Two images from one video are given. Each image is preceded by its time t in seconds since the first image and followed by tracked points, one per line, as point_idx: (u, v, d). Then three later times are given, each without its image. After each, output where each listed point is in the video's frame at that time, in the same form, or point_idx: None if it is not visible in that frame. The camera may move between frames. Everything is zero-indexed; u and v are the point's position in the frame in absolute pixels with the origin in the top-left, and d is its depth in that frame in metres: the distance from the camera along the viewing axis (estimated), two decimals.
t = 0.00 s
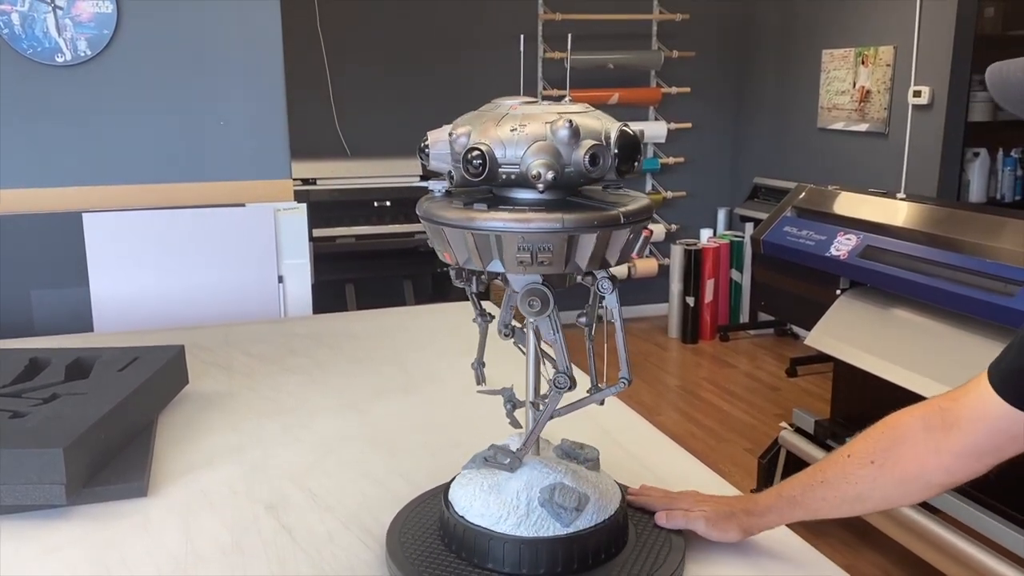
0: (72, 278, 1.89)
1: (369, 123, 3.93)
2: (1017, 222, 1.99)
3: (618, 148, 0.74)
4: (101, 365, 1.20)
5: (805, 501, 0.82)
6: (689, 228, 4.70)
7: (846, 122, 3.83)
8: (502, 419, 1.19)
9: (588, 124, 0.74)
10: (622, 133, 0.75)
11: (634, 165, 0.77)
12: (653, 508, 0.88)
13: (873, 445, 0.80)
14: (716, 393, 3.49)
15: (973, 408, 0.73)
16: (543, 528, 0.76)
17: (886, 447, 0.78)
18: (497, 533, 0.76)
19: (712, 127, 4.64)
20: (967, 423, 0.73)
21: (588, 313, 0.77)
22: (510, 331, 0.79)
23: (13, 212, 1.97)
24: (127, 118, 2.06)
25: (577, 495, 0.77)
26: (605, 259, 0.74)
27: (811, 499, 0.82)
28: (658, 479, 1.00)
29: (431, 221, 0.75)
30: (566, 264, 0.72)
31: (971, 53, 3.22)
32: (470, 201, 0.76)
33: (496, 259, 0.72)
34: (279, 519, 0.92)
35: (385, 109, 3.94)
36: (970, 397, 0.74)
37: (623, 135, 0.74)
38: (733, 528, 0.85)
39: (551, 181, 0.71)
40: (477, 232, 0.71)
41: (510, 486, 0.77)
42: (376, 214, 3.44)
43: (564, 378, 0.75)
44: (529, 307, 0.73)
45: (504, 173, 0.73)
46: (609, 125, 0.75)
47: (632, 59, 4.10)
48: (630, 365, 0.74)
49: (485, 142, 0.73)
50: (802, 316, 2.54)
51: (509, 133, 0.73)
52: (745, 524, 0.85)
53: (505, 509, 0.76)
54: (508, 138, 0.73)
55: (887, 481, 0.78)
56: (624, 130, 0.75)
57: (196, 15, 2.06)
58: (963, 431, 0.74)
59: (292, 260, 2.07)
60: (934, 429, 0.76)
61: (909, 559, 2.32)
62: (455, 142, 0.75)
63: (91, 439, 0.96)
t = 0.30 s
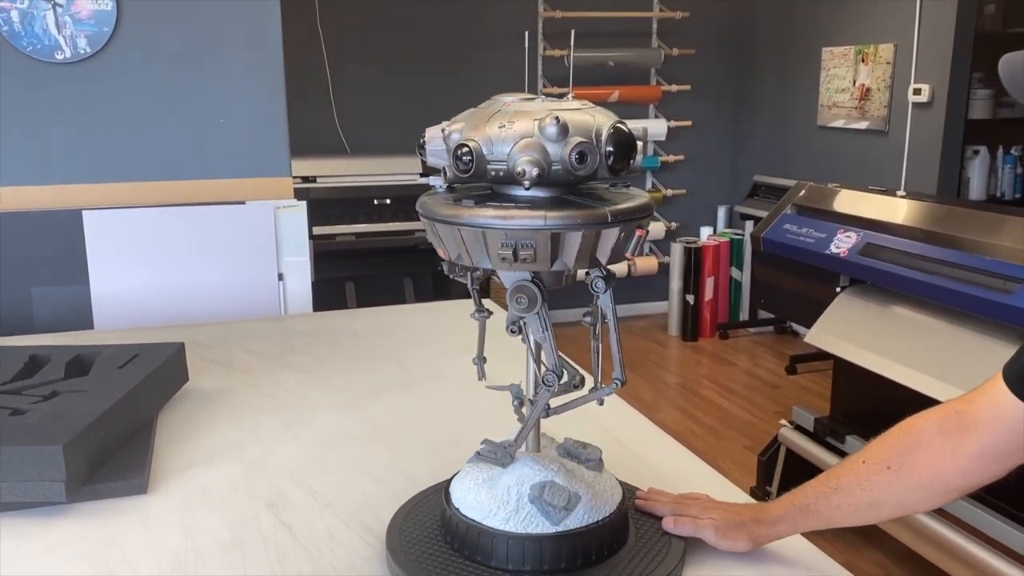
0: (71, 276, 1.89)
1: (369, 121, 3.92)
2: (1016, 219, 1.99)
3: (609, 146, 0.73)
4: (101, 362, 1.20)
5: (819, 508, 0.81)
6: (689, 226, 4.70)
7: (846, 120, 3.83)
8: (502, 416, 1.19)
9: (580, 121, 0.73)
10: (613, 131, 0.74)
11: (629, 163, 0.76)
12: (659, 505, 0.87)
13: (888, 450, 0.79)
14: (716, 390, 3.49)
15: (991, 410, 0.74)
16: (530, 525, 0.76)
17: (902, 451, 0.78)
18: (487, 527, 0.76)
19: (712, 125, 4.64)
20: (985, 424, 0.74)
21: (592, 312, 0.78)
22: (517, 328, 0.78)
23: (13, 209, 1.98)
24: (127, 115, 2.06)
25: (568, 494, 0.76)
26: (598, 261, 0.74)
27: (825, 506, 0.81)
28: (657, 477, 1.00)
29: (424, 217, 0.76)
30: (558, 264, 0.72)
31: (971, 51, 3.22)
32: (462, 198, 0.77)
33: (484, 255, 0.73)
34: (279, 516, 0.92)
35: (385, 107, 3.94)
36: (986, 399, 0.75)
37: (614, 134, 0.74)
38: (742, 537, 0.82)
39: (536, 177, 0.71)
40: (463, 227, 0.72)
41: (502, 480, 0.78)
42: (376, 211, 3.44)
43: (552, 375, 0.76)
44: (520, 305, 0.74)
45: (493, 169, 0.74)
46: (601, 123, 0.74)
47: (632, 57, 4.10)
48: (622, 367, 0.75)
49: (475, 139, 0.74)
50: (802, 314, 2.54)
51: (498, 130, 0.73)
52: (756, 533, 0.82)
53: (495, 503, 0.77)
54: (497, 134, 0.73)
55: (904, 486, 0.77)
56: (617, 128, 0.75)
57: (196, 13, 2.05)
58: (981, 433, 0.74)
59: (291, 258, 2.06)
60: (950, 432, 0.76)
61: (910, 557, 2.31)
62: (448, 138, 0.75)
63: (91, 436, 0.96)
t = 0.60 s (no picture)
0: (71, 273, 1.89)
1: (368, 119, 3.92)
2: (1017, 217, 1.99)
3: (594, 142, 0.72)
4: (101, 360, 1.20)
5: (835, 519, 0.78)
6: (689, 224, 4.69)
7: (846, 118, 3.83)
8: (502, 414, 1.19)
9: (564, 117, 0.73)
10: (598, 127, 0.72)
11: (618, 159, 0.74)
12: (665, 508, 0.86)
13: (907, 458, 0.76)
14: (716, 388, 3.49)
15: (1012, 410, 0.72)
16: (512, 522, 0.76)
17: (921, 459, 0.75)
18: (472, 520, 0.77)
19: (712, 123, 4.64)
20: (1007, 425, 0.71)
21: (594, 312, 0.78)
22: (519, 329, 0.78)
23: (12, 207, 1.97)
24: (126, 113, 2.06)
25: (552, 494, 0.76)
26: (575, 259, 0.73)
27: (842, 518, 0.78)
28: (657, 475, 1.00)
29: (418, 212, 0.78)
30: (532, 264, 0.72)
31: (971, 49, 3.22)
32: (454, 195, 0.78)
33: (467, 251, 0.74)
34: (279, 514, 0.92)
35: (385, 105, 3.93)
36: (1005, 402, 0.73)
37: (599, 130, 0.72)
38: (756, 553, 0.79)
39: (514, 175, 0.71)
40: (445, 223, 0.73)
41: (490, 476, 0.78)
42: (376, 209, 3.43)
43: (535, 373, 0.78)
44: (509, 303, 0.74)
45: (478, 166, 0.75)
46: (587, 119, 0.73)
47: (632, 55, 4.09)
48: (608, 372, 0.77)
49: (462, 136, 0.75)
50: (801, 312, 2.54)
51: (484, 126, 0.74)
52: (768, 547, 0.79)
53: (482, 496, 0.77)
54: (482, 131, 0.74)
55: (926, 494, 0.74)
56: (604, 124, 0.73)
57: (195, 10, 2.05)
58: (1003, 437, 0.71)
59: (292, 256, 2.05)
60: (971, 435, 0.73)
61: (910, 556, 2.31)
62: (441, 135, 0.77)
63: (90, 434, 0.96)
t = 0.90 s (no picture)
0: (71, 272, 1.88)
1: (368, 118, 3.92)
2: (1017, 215, 1.99)
3: (576, 141, 0.71)
4: (100, 358, 1.20)
5: (849, 528, 0.75)
6: (689, 222, 4.69)
7: (847, 116, 3.82)
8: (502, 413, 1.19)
9: (548, 115, 0.72)
10: (582, 127, 0.71)
11: (604, 158, 0.73)
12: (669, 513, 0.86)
13: (920, 461, 0.72)
14: (716, 387, 3.49)
15: None
16: (495, 518, 0.76)
17: (934, 461, 0.71)
18: (460, 510, 0.78)
19: (712, 121, 4.63)
20: None
21: (599, 310, 0.78)
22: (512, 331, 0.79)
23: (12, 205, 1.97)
24: (126, 111, 2.05)
25: (536, 493, 0.75)
26: (554, 259, 0.72)
27: (857, 526, 0.74)
28: (657, 474, 1.00)
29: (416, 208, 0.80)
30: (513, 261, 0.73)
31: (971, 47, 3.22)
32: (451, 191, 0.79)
33: (451, 247, 0.75)
34: (279, 513, 0.92)
35: (384, 104, 3.93)
36: (1019, 398, 0.69)
37: (582, 129, 0.71)
38: (767, 565, 0.77)
39: (492, 172, 0.72)
40: (432, 219, 0.75)
41: (481, 468, 0.79)
42: (376, 208, 3.43)
43: (519, 371, 0.77)
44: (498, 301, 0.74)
45: (466, 163, 0.76)
46: (572, 118, 0.72)
47: (632, 53, 4.09)
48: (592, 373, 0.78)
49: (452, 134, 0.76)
50: (802, 311, 2.54)
51: (471, 124, 0.75)
52: (780, 559, 0.77)
53: (470, 487, 0.78)
54: (469, 128, 0.75)
55: (943, 499, 0.70)
56: (589, 123, 0.72)
57: (194, 8, 2.05)
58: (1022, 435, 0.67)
59: (291, 254, 2.05)
60: (987, 435, 0.69)
61: (910, 554, 2.31)
62: (436, 133, 0.78)
63: (90, 433, 0.96)
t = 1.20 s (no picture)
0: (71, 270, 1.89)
1: (368, 116, 3.92)
2: (1018, 215, 1.98)
3: (557, 142, 0.70)
4: (100, 357, 1.19)
5: (859, 535, 0.72)
6: (689, 221, 4.69)
7: (847, 115, 3.82)
8: (501, 412, 1.19)
9: (534, 114, 0.72)
10: (564, 126, 0.71)
11: (589, 158, 0.72)
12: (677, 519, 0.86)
13: (930, 464, 0.69)
14: (716, 386, 3.49)
15: None
16: (480, 510, 0.77)
17: (945, 463, 0.68)
18: (454, 499, 0.80)
19: (712, 120, 4.63)
20: None
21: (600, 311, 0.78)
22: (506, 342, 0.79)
23: (12, 203, 1.98)
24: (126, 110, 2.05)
25: (519, 490, 0.76)
26: (531, 259, 0.72)
27: (866, 533, 0.71)
28: (657, 473, 1.00)
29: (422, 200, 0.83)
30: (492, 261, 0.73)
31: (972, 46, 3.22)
32: (456, 186, 0.81)
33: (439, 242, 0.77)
34: (280, 512, 0.92)
35: (384, 103, 3.93)
36: None
37: (563, 129, 0.70)
38: None
39: (475, 169, 0.73)
40: (425, 213, 0.77)
41: (476, 460, 0.80)
42: (376, 207, 3.43)
43: (506, 369, 0.79)
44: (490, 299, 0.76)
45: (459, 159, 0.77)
46: (555, 116, 0.71)
47: (632, 52, 4.09)
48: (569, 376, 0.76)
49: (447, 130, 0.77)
50: (802, 310, 2.54)
51: (464, 121, 0.76)
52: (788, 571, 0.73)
53: (463, 476, 0.80)
54: (461, 125, 0.76)
55: (955, 502, 0.68)
56: (573, 122, 0.71)
57: (194, 7, 2.05)
58: None
59: (292, 253, 2.05)
60: (997, 435, 0.66)
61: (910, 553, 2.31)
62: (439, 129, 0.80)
63: (90, 431, 0.96)
